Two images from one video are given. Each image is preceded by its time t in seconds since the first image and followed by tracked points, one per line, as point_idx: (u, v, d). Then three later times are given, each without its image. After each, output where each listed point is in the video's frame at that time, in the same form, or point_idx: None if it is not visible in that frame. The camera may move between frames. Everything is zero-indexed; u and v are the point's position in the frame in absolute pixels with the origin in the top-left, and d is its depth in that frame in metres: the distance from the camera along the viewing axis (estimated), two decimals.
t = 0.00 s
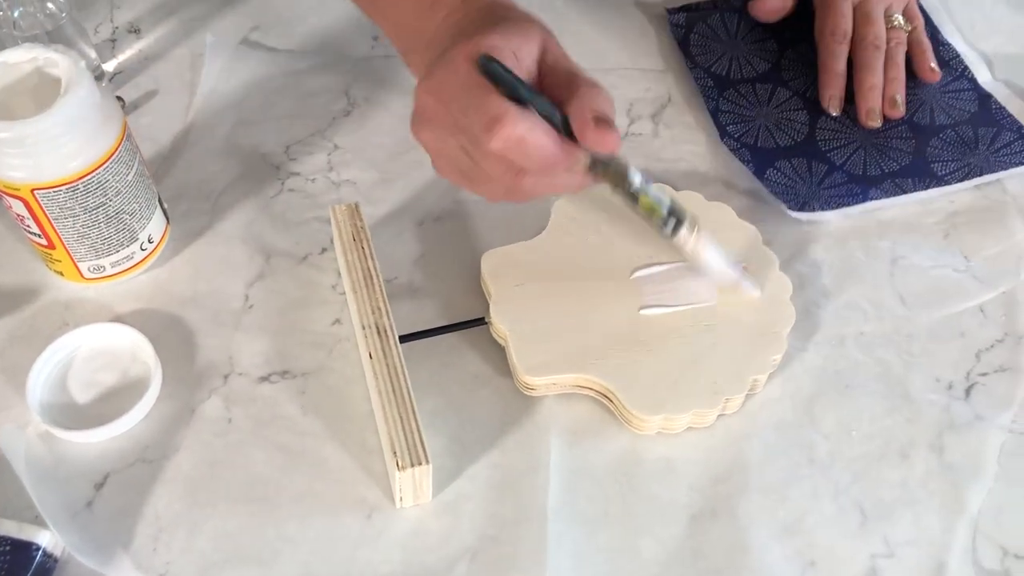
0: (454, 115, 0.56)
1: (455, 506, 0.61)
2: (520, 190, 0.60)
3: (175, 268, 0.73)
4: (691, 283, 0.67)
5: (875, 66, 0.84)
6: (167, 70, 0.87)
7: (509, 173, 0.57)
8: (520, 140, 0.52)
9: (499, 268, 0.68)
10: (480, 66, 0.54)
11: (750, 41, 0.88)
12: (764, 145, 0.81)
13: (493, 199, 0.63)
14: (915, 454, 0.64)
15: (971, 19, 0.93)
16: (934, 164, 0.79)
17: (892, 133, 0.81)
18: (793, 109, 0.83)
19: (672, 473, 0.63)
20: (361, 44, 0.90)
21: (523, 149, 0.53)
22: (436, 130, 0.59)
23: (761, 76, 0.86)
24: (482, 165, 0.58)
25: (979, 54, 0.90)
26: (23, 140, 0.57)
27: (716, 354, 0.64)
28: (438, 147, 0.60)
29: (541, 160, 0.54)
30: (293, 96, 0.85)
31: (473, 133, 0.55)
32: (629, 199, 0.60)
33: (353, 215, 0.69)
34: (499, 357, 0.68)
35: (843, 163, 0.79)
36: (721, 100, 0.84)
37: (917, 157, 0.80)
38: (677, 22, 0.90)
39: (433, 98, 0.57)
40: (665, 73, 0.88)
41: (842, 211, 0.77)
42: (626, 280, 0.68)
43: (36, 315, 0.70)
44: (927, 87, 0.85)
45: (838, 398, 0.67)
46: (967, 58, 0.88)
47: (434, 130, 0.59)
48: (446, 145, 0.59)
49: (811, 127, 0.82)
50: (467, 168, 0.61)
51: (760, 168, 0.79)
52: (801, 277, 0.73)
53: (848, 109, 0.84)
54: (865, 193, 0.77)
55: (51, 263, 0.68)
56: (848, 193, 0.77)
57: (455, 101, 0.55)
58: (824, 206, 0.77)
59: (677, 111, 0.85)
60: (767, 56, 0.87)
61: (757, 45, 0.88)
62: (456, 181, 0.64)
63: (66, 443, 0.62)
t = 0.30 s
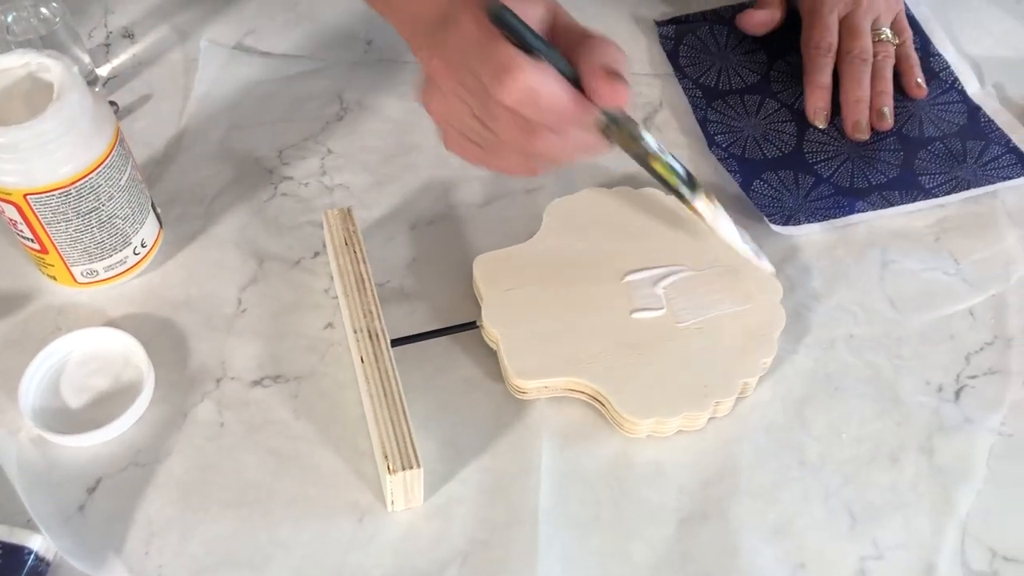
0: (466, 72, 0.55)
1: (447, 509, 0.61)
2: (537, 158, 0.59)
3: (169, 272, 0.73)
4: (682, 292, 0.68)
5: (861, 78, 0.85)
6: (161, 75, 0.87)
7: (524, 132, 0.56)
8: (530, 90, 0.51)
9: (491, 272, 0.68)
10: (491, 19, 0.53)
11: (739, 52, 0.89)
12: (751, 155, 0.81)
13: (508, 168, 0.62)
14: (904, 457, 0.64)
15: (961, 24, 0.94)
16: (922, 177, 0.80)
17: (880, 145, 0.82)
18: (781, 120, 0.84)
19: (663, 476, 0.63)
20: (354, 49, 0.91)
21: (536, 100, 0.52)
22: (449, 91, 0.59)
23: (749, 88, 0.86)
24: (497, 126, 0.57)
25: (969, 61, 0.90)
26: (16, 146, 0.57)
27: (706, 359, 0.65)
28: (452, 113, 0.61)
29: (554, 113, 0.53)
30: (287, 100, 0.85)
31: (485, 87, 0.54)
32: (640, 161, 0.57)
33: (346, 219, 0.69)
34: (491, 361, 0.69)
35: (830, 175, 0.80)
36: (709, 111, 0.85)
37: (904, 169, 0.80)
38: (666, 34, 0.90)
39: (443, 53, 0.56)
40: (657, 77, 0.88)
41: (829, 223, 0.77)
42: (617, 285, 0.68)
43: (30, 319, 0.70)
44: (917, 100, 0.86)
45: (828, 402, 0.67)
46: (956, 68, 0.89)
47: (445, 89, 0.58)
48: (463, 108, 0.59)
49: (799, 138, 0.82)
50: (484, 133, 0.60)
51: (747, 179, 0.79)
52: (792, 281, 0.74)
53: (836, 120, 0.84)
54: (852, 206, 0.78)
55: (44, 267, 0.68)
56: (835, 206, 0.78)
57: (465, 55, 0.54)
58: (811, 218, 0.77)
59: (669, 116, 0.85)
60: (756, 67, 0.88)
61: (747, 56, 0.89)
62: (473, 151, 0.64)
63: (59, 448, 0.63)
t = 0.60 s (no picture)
0: (432, 58, 0.52)
1: (442, 508, 0.61)
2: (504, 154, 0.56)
3: (166, 272, 0.73)
4: (677, 288, 0.68)
5: (856, 75, 0.86)
6: (158, 77, 0.87)
7: (487, 128, 0.54)
8: (498, 79, 0.49)
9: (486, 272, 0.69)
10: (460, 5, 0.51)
11: (734, 51, 0.89)
12: (746, 154, 0.82)
13: (473, 164, 0.59)
14: (897, 456, 0.65)
15: (954, 26, 0.95)
16: (915, 174, 0.80)
17: (873, 143, 0.82)
18: (775, 118, 0.84)
19: (658, 475, 0.63)
20: (351, 50, 0.91)
21: (500, 87, 0.49)
22: (411, 82, 0.55)
23: (744, 86, 0.87)
24: (460, 122, 0.54)
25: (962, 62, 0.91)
26: (14, 146, 0.57)
27: (701, 356, 0.65)
28: (415, 103, 0.56)
29: (519, 102, 0.51)
30: (283, 102, 0.86)
31: (451, 77, 0.51)
32: (607, 164, 0.61)
33: (343, 219, 0.69)
34: (486, 360, 0.69)
35: (824, 173, 0.80)
36: (704, 109, 0.85)
37: (898, 166, 0.81)
38: (661, 33, 0.91)
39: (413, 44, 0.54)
40: (652, 78, 0.89)
41: (823, 220, 0.77)
42: (612, 283, 0.68)
43: (27, 319, 0.70)
44: (910, 97, 0.86)
45: (821, 401, 0.67)
46: (949, 67, 0.89)
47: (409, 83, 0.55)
48: (423, 103, 0.55)
49: (793, 136, 0.83)
50: (445, 131, 0.56)
51: (742, 177, 0.80)
52: (786, 281, 0.74)
53: (830, 118, 0.85)
54: (846, 202, 0.78)
55: (42, 267, 0.68)
56: (829, 202, 0.78)
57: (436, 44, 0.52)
58: (805, 215, 0.77)
59: (664, 117, 0.86)
60: (751, 66, 0.88)
61: (741, 55, 0.89)
62: (439, 151, 0.59)
63: (56, 447, 0.63)
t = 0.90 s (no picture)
0: (389, 96, 0.53)
1: (439, 509, 0.62)
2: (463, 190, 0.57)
3: (164, 274, 0.74)
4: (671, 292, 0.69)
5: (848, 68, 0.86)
6: (157, 80, 0.88)
7: (442, 164, 0.54)
8: (443, 125, 0.48)
9: (483, 274, 0.69)
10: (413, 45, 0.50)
11: (727, 55, 0.90)
12: (741, 156, 0.82)
13: (430, 194, 0.60)
14: (891, 457, 0.65)
15: (948, 29, 0.95)
16: (909, 175, 0.81)
17: (867, 144, 0.83)
18: (770, 121, 0.85)
19: (653, 476, 0.64)
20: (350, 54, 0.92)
21: (447, 133, 0.49)
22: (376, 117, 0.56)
23: (738, 89, 0.87)
24: (420, 157, 0.55)
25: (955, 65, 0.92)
26: (14, 149, 0.58)
27: (696, 358, 0.65)
28: (378, 135, 0.57)
29: (467, 149, 0.50)
30: (282, 105, 0.86)
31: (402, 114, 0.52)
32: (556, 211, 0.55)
33: (340, 222, 0.70)
34: (483, 361, 0.69)
35: (819, 174, 0.81)
36: (699, 112, 0.85)
37: (892, 167, 0.81)
38: (655, 38, 0.91)
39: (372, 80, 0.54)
40: (649, 81, 0.89)
41: (820, 221, 0.78)
42: (608, 287, 0.69)
43: (27, 320, 0.71)
44: (902, 98, 0.87)
45: (816, 402, 0.68)
46: (941, 68, 0.89)
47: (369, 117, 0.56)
48: (388, 136, 0.56)
49: (788, 138, 0.83)
50: (411, 164, 0.58)
51: (738, 180, 0.80)
52: (781, 283, 0.75)
53: (825, 118, 0.85)
54: (841, 204, 0.79)
55: (41, 269, 0.69)
56: (824, 204, 0.79)
57: (392, 79, 0.52)
58: (801, 217, 0.78)
59: (660, 120, 0.86)
60: (745, 70, 0.89)
61: (734, 58, 0.90)
62: (409, 182, 0.61)
63: (55, 448, 0.63)
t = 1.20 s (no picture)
0: (443, 165, 0.52)
1: (436, 511, 0.62)
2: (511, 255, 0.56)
3: (163, 278, 0.74)
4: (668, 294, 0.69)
5: (734, 89, 0.78)
6: (156, 84, 0.88)
7: (499, 233, 0.53)
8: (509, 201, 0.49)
9: (480, 277, 0.70)
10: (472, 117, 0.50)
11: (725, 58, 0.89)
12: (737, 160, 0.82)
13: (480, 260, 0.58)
14: (886, 460, 0.65)
15: (943, 33, 0.96)
16: (904, 178, 0.81)
17: (863, 148, 0.83)
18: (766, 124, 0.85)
19: (649, 478, 0.64)
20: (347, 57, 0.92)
21: (509, 205, 0.49)
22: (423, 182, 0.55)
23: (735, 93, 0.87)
24: (469, 227, 0.54)
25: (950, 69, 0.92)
26: (12, 153, 0.58)
27: (692, 361, 0.66)
28: (425, 201, 0.55)
29: (530, 218, 0.50)
30: (280, 109, 0.87)
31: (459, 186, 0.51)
32: (603, 258, 0.56)
33: (338, 225, 0.70)
34: (480, 364, 0.70)
35: (815, 178, 0.81)
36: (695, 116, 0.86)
37: (887, 171, 0.82)
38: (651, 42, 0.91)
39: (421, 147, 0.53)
40: (645, 86, 0.90)
41: (814, 225, 0.78)
42: (604, 289, 0.69)
43: (26, 323, 0.71)
44: (897, 101, 0.87)
45: (811, 405, 0.68)
46: (936, 72, 0.89)
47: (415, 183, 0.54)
48: (433, 204, 0.55)
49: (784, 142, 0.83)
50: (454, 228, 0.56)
51: (734, 183, 0.81)
52: (776, 286, 0.75)
53: (821, 121, 0.85)
54: (837, 207, 0.79)
55: (40, 273, 0.69)
56: (820, 207, 0.79)
57: (444, 148, 0.51)
58: (796, 220, 0.78)
59: (657, 124, 0.87)
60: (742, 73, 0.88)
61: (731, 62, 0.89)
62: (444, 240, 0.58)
63: (54, 451, 0.64)
